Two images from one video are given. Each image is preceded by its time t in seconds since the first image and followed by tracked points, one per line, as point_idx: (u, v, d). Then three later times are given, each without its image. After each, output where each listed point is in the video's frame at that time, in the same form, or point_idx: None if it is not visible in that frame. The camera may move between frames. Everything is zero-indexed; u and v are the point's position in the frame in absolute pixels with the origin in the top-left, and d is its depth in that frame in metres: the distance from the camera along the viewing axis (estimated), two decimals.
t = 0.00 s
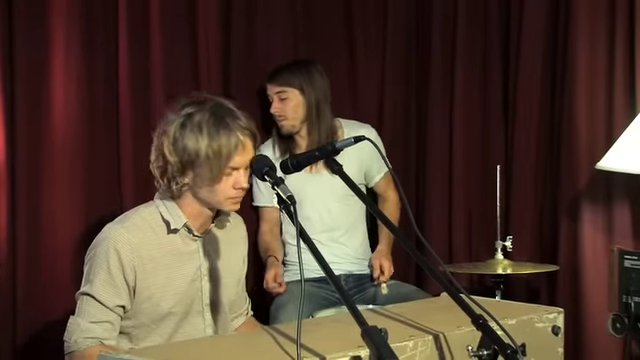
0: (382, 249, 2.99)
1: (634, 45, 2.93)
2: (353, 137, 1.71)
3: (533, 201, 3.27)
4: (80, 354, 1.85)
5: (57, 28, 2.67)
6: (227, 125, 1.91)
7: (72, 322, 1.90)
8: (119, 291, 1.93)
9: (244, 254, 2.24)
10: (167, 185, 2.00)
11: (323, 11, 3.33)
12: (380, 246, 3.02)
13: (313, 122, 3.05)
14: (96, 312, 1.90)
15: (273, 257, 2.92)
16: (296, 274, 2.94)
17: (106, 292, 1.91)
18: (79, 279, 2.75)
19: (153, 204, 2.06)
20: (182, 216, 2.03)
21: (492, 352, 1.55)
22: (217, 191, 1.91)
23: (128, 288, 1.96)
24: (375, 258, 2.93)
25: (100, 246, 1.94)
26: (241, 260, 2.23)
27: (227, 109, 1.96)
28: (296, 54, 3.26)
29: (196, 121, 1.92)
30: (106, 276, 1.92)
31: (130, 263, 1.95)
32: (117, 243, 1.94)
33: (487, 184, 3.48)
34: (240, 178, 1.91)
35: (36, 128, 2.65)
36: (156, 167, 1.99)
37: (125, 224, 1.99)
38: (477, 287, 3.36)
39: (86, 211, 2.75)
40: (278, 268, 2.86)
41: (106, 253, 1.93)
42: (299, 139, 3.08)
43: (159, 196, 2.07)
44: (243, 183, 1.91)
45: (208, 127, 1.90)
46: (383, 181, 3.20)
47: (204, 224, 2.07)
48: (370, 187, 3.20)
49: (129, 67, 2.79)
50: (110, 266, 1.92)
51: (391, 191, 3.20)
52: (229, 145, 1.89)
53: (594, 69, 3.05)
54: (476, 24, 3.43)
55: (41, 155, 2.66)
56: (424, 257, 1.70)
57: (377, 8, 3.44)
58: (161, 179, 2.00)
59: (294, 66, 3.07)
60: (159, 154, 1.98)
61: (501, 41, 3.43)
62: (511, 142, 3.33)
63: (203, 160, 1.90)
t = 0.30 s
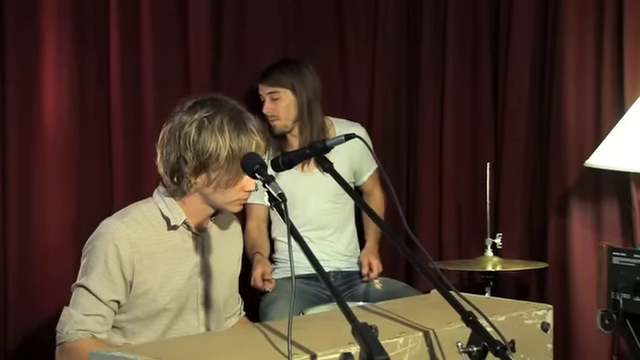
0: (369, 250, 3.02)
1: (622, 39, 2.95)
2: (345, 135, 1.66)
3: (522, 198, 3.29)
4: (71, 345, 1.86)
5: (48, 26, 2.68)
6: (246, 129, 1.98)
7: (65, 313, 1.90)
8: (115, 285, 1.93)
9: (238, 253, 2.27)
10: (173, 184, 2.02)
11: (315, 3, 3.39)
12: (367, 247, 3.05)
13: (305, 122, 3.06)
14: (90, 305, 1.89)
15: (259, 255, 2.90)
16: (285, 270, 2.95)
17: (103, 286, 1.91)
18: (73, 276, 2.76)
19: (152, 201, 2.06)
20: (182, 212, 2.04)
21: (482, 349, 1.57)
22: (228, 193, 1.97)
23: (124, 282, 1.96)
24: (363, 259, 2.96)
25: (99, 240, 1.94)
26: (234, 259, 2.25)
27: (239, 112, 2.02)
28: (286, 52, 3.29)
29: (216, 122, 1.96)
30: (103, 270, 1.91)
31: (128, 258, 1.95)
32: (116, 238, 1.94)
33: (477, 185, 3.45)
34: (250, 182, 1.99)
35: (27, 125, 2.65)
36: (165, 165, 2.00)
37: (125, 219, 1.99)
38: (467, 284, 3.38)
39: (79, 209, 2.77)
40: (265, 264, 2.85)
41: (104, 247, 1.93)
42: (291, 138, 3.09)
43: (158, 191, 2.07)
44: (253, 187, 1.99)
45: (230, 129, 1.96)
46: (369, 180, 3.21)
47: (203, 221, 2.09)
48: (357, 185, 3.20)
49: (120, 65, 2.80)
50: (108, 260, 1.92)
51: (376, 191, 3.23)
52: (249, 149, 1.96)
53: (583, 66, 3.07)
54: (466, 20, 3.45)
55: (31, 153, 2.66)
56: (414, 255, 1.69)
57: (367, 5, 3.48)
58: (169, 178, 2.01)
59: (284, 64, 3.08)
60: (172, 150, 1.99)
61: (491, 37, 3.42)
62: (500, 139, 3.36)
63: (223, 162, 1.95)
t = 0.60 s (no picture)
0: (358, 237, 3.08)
1: (607, 36, 2.95)
2: (331, 134, 1.65)
3: (508, 197, 3.30)
4: (60, 342, 1.90)
5: (33, 25, 2.69)
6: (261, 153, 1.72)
7: (56, 309, 1.93)
8: (106, 284, 1.96)
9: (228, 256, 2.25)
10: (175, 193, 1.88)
11: (300, 4, 3.38)
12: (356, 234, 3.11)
13: (290, 120, 3.07)
14: (81, 303, 1.93)
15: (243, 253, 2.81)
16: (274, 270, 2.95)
17: (94, 285, 1.94)
18: (61, 275, 2.78)
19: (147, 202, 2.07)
20: (176, 216, 2.02)
21: (468, 347, 1.57)
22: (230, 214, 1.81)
23: (116, 282, 1.99)
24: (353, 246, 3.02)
25: (92, 239, 1.97)
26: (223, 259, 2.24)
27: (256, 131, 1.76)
28: (274, 52, 3.29)
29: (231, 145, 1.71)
30: (95, 269, 1.94)
31: (120, 259, 1.98)
32: (110, 238, 1.97)
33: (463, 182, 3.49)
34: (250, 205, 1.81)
35: (11, 124, 2.67)
36: (170, 174, 1.82)
37: (119, 219, 2.02)
38: (453, 283, 3.40)
39: (65, 209, 2.78)
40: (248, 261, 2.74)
41: (98, 246, 1.96)
42: (277, 137, 3.10)
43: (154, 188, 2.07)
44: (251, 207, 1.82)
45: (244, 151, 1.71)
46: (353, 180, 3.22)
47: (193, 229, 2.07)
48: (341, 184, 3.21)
49: (106, 64, 2.81)
50: (100, 259, 1.95)
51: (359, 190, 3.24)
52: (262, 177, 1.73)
53: (569, 65, 3.08)
54: (451, 19, 3.46)
55: (16, 151, 2.68)
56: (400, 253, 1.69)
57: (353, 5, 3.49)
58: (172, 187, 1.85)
59: (272, 64, 3.09)
60: (178, 161, 1.79)
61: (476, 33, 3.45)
62: (486, 137, 3.36)
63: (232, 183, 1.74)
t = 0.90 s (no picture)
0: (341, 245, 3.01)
1: (592, 36, 2.97)
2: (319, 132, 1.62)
3: (495, 196, 3.32)
4: (47, 343, 1.88)
5: (20, 25, 2.71)
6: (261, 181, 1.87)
7: (42, 310, 1.92)
8: (93, 284, 1.97)
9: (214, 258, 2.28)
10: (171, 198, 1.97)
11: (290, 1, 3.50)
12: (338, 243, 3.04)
13: (284, 116, 3.08)
14: (68, 303, 1.93)
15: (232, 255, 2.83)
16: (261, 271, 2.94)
17: (81, 284, 1.94)
18: (49, 275, 2.81)
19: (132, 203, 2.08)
20: (164, 218, 2.03)
21: (454, 346, 1.58)
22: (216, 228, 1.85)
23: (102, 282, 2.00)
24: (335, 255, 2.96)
25: (79, 239, 1.97)
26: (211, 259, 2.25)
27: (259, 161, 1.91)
28: (262, 50, 3.33)
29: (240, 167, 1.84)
30: (83, 269, 1.95)
31: (107, 259, 1.99)
32: (97, 238, 1.98)
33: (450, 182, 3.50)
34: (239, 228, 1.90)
35: None
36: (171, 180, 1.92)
37: (107, 219, 2.03)
38: (440, 282, 3.42)
39: (52, 209, 2.82)
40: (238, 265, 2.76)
41: (85, 246, 1.96)
42: (270, 133, 3.11)
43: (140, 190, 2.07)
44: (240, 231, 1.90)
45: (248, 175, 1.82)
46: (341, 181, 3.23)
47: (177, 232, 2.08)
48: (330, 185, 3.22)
49: (92, 64, 2.84)
50: (88, 259, 1.96)
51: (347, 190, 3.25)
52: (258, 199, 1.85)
53: (554, 67, 3.10)
54: (438, 19, 3.48)
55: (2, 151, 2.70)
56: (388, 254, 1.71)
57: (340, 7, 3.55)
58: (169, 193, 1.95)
59: (267, 60, 3.10)
60: (183, 173, 1.89)
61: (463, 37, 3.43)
62: (472, 137, 3.37)
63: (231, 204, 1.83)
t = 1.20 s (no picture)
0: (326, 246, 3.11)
1: (575, 37, 3.00)
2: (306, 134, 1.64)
3: (479, 195, 3.35)
4: (36, 340, 1.88)
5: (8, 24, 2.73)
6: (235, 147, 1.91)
7: (30, 307, 1.93)
8: (81, 280, 1.97)
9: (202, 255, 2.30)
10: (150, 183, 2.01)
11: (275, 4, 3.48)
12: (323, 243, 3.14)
13: (273, 121, 3.12)
14: (56, 299, 1.93)
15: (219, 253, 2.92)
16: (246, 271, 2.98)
17: (68, 280, 1.95)
18: (36, 273, 2.82)
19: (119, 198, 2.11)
20: (150, 210, 2.09)
21: (440, 344, 1.59)
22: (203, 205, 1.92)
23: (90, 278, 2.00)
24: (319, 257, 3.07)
25: (67, 235, 1.98)
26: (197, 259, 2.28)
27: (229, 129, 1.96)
28: (248, 54, 3.38)
29: (209, 136, 1.89)
30: (70, 265, 1.96)
31: (95, 255, 2.00)
32: (84, 234, 1.99)
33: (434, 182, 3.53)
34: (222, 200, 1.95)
35: None
36: (145, 163, 1.97)
37: (93, 215, 2.04)
38: (425, 280, 3.45)
39: (39, 208, 2.83)
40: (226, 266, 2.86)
41: (73, 242, 1.97)
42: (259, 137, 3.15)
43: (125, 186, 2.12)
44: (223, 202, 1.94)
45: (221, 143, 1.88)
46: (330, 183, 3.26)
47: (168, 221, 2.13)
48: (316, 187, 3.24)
49: (80, 63, 2.85)
50: (75, 255, 1.96)
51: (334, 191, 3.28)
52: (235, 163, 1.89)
53: (537, 68, 3.13)
54: (423, 20, 3.50)
55: None
56: (373, 253, 1.72)
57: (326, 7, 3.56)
58: (146, 176, 1.99)
59: (257, 65, 3.13)
60: (159, 151, 1.94)
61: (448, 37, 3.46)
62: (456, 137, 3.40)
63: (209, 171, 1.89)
